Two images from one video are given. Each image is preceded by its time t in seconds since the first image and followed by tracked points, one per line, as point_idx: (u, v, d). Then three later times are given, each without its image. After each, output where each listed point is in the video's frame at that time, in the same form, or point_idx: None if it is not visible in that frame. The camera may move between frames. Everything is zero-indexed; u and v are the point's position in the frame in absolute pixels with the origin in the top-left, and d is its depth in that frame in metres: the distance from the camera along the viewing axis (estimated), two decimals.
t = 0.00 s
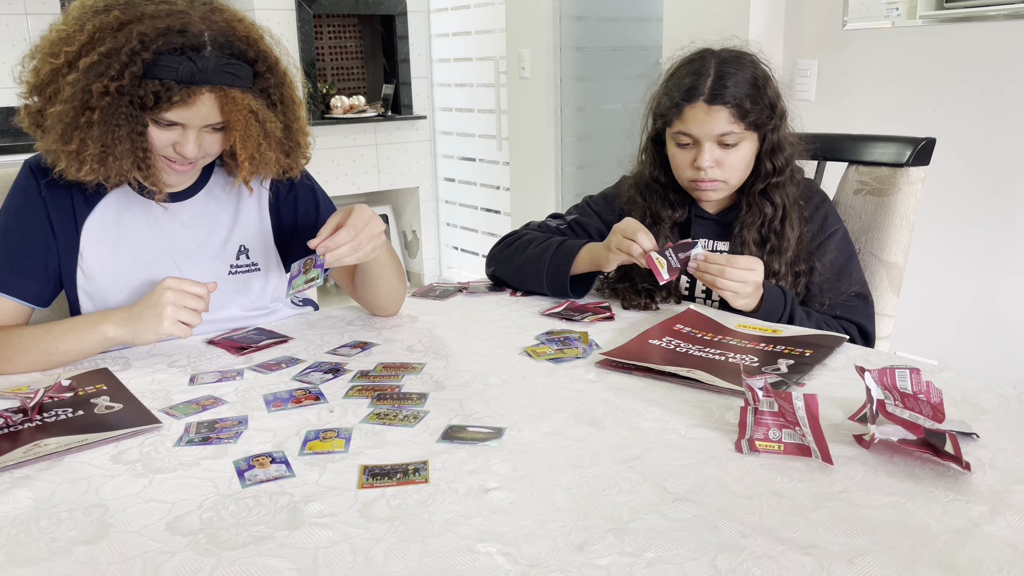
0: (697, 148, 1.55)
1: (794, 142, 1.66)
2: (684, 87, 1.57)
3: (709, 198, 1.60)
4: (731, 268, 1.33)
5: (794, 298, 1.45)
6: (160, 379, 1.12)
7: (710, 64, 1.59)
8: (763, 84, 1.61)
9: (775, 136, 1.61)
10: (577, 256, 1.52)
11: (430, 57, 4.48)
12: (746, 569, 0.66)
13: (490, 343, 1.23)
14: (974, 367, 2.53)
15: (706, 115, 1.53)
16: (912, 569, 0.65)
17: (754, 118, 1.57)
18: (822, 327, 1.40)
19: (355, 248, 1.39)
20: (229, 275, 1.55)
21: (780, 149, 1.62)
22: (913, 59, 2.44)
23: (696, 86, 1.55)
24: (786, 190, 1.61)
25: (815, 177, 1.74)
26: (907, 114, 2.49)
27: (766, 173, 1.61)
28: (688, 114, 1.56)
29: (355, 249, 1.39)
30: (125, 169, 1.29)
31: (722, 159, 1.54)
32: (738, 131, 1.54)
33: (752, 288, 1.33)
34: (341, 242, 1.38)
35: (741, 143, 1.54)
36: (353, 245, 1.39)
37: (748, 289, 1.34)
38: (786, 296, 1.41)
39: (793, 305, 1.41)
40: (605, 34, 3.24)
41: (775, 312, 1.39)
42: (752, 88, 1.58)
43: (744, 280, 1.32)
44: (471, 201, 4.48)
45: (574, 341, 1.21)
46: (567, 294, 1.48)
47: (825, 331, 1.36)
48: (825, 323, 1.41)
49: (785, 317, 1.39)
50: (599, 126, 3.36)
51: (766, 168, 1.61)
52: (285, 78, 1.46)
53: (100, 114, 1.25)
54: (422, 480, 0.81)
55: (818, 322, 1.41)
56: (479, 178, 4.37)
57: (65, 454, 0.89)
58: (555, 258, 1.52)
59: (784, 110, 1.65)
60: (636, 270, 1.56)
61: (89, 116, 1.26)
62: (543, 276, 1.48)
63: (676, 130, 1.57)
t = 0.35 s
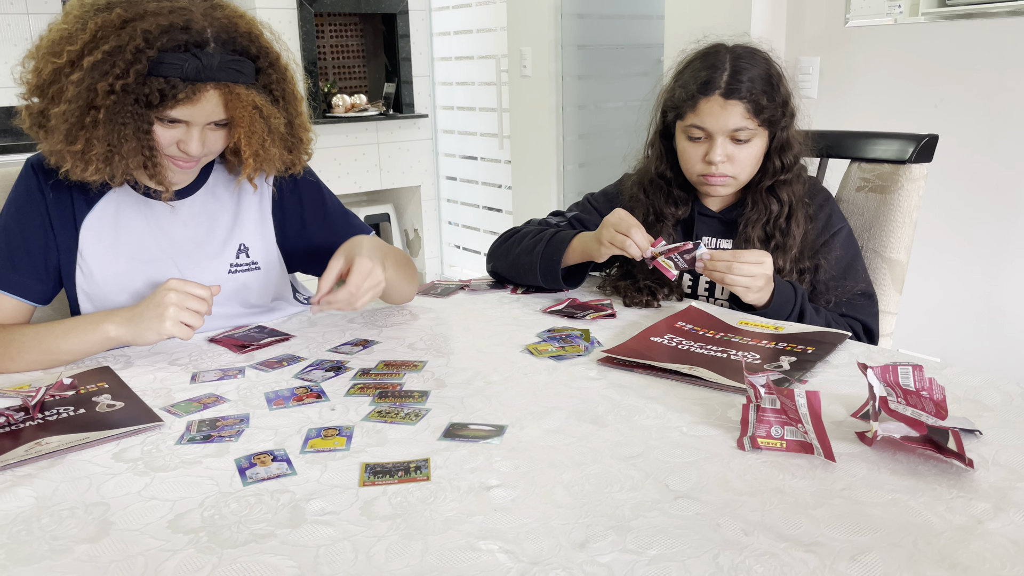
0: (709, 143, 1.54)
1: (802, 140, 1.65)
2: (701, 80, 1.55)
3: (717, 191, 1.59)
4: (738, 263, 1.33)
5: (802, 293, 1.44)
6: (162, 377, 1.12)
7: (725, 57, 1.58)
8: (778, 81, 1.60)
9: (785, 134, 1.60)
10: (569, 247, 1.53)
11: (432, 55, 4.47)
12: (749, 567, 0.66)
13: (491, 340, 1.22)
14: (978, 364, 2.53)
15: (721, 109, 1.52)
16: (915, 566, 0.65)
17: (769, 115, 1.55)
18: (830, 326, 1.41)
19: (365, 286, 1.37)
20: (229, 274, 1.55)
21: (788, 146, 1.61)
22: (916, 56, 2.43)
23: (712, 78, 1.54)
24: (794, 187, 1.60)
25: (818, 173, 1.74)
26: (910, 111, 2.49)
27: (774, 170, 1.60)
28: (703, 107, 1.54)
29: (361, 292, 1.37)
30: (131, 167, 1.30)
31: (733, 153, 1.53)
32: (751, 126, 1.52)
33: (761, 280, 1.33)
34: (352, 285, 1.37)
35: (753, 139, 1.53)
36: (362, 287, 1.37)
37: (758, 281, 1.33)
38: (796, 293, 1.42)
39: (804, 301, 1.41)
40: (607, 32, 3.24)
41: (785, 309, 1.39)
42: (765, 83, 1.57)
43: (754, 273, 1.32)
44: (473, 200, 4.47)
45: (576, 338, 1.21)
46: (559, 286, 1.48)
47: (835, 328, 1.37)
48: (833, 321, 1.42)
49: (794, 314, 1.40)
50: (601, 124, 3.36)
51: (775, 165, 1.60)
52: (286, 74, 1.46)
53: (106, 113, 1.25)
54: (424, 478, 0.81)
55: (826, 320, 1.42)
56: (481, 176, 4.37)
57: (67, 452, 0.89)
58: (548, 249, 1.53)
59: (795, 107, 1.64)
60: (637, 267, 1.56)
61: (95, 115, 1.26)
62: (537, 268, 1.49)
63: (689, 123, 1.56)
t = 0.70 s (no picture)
0: (725, 137, 1.53)
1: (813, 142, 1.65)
2: (729, 71, 1.55)
3: (726, 190, 1.58)
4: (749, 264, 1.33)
5: (811, 296, 1.45)
6: (165, 378, 1.13)
7: (753, 54, 1.57)
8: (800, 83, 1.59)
9: (800, 140, 1.59)
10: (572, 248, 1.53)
11: (433, 56, 4.47)
12: (751, 567, 0.66)
13: (493, 340, 1.23)
14: (981, 364, 2.53)
15: (744, 105, 1.52)
16: (917, 566, 0.65)
17: (790, 118, 1.56)
18: (836, 328, 1.41)
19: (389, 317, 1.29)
20: (238, 275, 1.55)
21: (802, 153, 1.60)
22: (918, 56, 2.43)
23: (739, 72, 1.53)
24: (805, 192, 1.60)
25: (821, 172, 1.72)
26: (912, 111, 2.48)
27: (787, 174, 1.60)
28: (726, 100, 1.53)
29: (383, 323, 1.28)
30: (149, 163, 1.29)
31: (749, 152, 1.52)
32: (770, 127, 1.52)
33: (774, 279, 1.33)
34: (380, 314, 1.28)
35: (770, 140, 1.52)
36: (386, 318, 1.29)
37: (770, 281, 1.33)
38: (805, 294, 1.42)
39: (812, 303, 1.42)
40: (609, 32, 3.23)
41: (793, 310, 1.40)
42: (786, 83, 1.56)
43: (768, 272, 1.32)
44: (475, 200, 4.47)
45: (578, 339, 1.21)
46: (560, 286, 1.48)
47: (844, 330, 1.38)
48: (841, 322, 1.42)
49: (803, 315, 1.40)
50: (604, 124, 3.35)
51: (788, 169, 1.60)
52: (296, 72, 1.47)
53: (125, 109, 1.25)
54: (426, 478, 0.81)
55: (834, 321, 1.42)
56: (483, 177, 4.37)
57: (71, 453, 0.89)
58: (552, 249, 1.53)
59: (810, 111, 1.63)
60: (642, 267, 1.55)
61: (113, 111, 1.26)
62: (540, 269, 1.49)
63: (709, 115, 1.55)
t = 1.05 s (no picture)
0: (747, 124, 1.54)
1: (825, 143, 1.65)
2: (748, 61, 1.57)
3: (743, 181, 1.57)
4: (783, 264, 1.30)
5: (819, 293, 1.44)
6: (168, 381, 1.13)
7: (768, 55, 1.57)
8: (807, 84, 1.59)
9: (812, 138, 1.59)
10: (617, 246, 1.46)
11: (436, 59, 4.48)
12: (755, 571, 0.65)
13: (496, 343, 1.23)
14: (985, 367, 2.52)
15: (767, 90, 1.54)
16: (922, 569, 0.65)
17: (807, 109, 1.58)
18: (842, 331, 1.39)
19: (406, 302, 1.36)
20: (242, 276, 1.55)
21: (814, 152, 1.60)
22: (921, 58, 2.43)
23: (762, 60, 1.56)
24: (819, 192, 1.59)
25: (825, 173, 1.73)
26: (915, 112, 2.48)
27: (801, 171, 1.59)
28: (748, 86, 1.55)
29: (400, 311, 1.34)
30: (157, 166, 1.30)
31: (771, 141, 1.53)
32: (790, 115, 1.54)
33: (810, 276, 1.31)
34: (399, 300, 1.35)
35: (789, 130, 1.53)
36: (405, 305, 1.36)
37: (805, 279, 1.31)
38: (822, 302, 1.41)
39: (830, 310, 1.40)
40: (611, 35, 3.24)
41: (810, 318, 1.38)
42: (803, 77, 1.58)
43: (803, 269, 1.29)
44: (477, 203, 4.47)
45: (580, 342, 1.21)
46: (606, 290, 1.45)
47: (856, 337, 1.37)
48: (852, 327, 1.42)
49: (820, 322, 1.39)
50: (606, 126, 3.36)
51: (803, 169, 1.59)
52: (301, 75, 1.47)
53: (134, 112, 1.25)
54: (429, 481, 0.81)
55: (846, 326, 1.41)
56: (485, 179, 4.37)
57: (74, 456, 0.90)
58: (594, 244, 1.49)
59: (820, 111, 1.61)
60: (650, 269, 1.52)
61: (122, 114, 1.27)
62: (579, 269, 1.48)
63: (731, 100, 1.56)
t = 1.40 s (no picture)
0: (775, 121, 1.54)
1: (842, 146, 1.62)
2: (775, 61, 1.59)
3: (768, 176, 1.56)
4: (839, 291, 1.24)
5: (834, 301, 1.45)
6: (171, 385, 1.13)
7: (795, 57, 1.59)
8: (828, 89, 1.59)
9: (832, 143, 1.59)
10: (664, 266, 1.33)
11: (439, 63, 4.49)
12: None
13: (499, 347, 1.23)
14: (989, 370, 2.51)
15: (796, 86, 1.55)
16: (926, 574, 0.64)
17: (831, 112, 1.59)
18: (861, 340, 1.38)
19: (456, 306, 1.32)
20: (249, 275, 1.56)
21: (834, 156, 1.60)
22: (923, 62, 2.43)
23: (788, 61, 1.59)
24: (840, 197, 1.57)
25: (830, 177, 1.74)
26: (917, 116, 2.48)
27: (823, 176, 1.58)
28: (776, 82, 1.56)
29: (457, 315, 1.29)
30: (163, 174, 1.30)
31: (797, 139, 1.53)
32: (817, 113, 1.55)
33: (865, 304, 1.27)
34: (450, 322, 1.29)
35: (814, 130, 1.55)
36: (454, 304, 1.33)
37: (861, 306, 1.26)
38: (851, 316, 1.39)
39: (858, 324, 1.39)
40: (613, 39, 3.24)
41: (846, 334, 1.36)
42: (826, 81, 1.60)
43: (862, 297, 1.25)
44: (480, 207, 4.48)
45: (584, 345, 1.20)
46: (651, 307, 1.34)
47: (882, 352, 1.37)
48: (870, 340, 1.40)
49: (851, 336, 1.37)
50: (609, 131, 3.36)
51: (825, 174, 1.58)
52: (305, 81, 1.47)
53: (140, 121, 1.25)
54: (432, 485, 0.81)
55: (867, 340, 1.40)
56: (488, 183, 4.37)
57: (77, 461, 0.90)
58: (641, 255, 1.37)
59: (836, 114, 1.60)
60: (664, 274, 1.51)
61: (129, 123, 1.27)
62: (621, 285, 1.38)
63: (760, 96, 1.56)
